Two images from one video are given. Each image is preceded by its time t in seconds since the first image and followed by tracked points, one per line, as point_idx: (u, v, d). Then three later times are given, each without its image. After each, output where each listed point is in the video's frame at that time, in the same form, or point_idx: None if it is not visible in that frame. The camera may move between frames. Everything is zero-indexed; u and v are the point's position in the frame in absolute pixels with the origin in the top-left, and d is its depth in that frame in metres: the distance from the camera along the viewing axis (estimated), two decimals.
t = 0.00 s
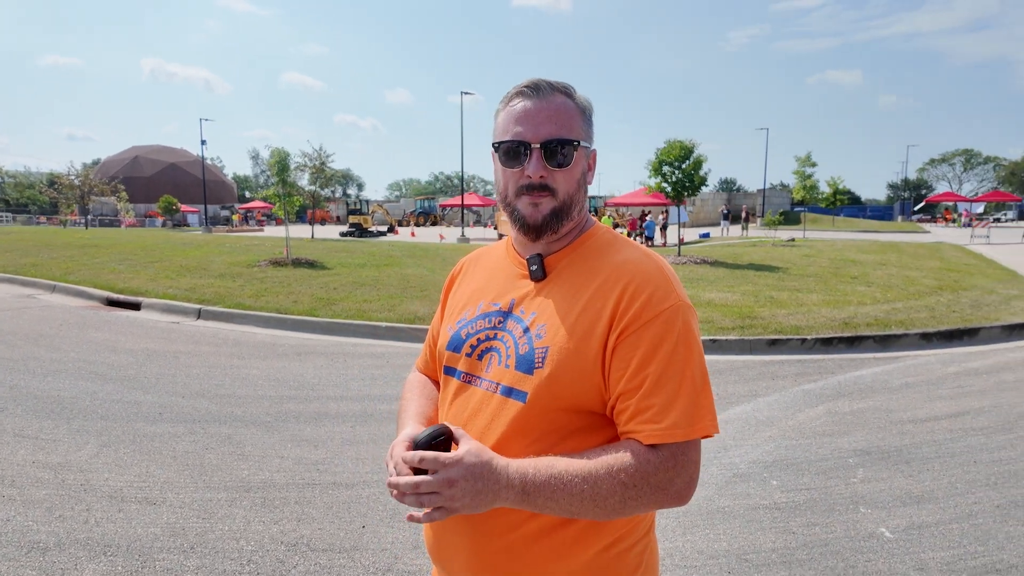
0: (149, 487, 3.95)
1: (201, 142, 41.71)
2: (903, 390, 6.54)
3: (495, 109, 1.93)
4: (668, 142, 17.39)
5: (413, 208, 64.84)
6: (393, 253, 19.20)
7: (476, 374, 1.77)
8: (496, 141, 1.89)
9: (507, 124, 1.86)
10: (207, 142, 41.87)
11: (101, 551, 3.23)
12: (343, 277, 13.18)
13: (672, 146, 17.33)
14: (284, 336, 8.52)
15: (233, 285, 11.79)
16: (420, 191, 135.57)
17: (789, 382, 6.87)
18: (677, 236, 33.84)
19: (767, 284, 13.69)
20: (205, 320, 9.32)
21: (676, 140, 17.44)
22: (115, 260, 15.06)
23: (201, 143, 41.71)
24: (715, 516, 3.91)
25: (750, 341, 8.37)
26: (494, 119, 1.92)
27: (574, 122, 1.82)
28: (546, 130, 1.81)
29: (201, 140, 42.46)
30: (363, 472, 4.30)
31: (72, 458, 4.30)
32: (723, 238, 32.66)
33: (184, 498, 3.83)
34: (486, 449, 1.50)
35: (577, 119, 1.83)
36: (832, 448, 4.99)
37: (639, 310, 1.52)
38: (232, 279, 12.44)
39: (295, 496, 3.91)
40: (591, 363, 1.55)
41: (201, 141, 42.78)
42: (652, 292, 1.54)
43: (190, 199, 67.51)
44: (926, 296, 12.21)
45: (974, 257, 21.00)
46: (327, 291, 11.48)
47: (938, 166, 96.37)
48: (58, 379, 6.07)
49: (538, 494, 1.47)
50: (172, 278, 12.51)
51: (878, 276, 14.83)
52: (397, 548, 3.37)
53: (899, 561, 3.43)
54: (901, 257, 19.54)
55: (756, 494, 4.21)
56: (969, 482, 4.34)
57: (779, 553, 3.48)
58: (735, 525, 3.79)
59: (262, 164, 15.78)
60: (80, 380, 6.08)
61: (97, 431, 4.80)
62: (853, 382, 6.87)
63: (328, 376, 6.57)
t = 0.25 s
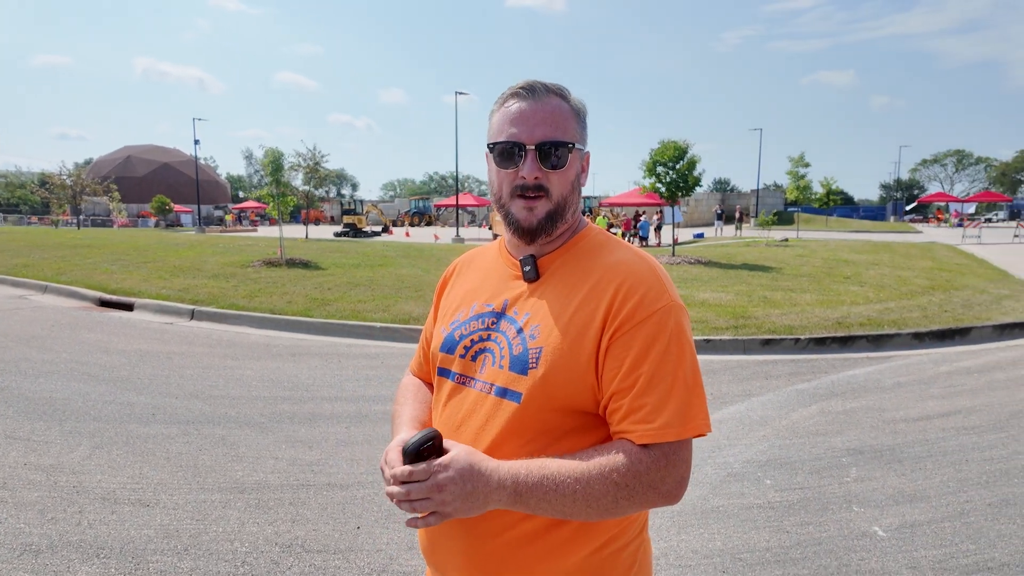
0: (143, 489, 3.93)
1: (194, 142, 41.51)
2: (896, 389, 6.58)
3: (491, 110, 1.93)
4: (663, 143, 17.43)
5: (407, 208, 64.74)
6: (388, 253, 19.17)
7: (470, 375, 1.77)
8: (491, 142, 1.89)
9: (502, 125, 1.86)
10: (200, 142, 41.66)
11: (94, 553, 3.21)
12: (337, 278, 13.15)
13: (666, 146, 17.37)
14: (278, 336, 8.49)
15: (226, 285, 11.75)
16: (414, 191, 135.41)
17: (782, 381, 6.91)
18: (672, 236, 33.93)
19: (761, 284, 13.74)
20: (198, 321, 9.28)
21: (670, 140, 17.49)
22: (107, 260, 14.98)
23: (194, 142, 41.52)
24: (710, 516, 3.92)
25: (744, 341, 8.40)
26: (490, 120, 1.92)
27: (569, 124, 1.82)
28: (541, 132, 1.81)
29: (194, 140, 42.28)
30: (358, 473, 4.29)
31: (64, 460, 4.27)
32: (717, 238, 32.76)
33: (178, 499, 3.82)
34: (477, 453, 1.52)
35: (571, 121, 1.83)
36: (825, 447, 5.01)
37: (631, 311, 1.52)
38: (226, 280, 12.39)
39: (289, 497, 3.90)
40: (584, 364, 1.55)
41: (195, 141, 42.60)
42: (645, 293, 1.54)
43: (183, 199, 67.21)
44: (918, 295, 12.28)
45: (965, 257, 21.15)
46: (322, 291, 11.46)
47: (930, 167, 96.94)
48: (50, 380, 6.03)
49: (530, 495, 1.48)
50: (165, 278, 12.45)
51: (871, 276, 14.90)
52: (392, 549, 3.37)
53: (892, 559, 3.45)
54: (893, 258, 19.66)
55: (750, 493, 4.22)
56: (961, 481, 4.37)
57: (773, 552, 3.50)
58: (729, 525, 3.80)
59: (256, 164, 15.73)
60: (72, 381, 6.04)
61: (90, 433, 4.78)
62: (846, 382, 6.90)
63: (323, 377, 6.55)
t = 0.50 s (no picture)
0: (139, 490, 3.91)
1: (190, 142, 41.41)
2: (892, 388, 6.60)
3: (494, 107, 1.93)
4: (659, 143, 17.45)
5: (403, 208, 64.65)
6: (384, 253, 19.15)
7: (465, 372, 1.77)
8: (492, 139, 1.89)
9: (503, 122, 1.86)
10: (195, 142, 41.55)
11: (90, 554, 3.20)
12: (333, 278, 13.13)
13: (662, 146, 17.40)
14: (274, 336, 8.47)
15: (222, 285, 11.72)
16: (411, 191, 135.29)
17: (779, 381, 6.92)
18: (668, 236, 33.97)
19: (757, 283, 13.76)
20: (194, 321, 9.25)
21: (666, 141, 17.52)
22: (102, 260, 14.93)
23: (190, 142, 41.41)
24: (707, 515, 3.92)
25: (741, 340, 8.41)
26: (492, 117, 1.92)
27: (571, 125, 1.83)
28: (543, 130, 1.81)
29: (189, 139, 42.12)
30: (354, 472, 4.29)
31: (60, 461, 4.25)
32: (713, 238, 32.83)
33: (174, 500, 3.80)
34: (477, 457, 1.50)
35: (573, 121, 1.83)
36: (821, 446, 5.02)
37: (629, 309, 1.52)
38: (221, 280, 12.36)
39: (286, 498, 3.89)
40: (581, 361, 1.55)
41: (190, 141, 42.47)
42: (642, 291, 1.54)
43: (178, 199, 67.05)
44: (913, 295, 12.32)
45: (960, 257, 21.24)
46: (318, 291, 11.44)
47: (925, 167, 97.33)
48: (44, 380, 6.00)
49: (530, 497, 1.47)
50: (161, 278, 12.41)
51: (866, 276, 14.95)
52: (389, 549, 3.37)
53: (889, 558, 3.46)
54: (889, 258, 19.72)
55: (747, 492, 4.22)
56: (957, 479, 4.38)
57: (770, 551, 3.50)
58: (727, 524, 3.81)
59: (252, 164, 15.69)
60: (66, 381, 6.01)
61: (85, 433, 4.76)
62: (842, 381, 6.92)
63: (320, 377, 6.54)
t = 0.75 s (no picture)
0: (137, 490, 3.91)
1: (188, 142, 41.37)
2: (890, 388, 6.61)
3: (494, 107, 1.93)
4: (657, 143, 17.46)
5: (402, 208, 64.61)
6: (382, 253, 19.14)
7: (461, 370, 1.77)
8: (491, 139, 1.89)
9: (502, 122, 1.86)
10: (193, 141, 41.51)
11: (88, 554, 3.19)
12: (332, 278, 13.12)
13: (661, 146, 17.41)
14: (273, 336, 8.46)
15: (220, 285, 11.71)
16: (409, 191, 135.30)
17: (777, 380, 6.93)
18: (667, 236, 33.99)
19: (755, 283, 13.78)
20: (193, 321, 9.24)
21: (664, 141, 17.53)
22: (100, 260, 14.91)
23: (188, 142, 41.37)
24: (706, 515, 3.93)
25: (739, 340, 8.42)
26: (491, 117, 1.92)
27: (570, 125, 1.82)
28: (543, 130, 1.80)
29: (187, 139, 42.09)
30: (353, 473, 4.28)
31: (58, 461, 4.24)
32: (711, 238, 32.87)
33: (173, 500, 3.79)
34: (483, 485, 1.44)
35: (572, 122, 1.83)
36: (820, 446, 5.03)
37: (625, 309, 1.52)
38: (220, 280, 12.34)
39: (285, 498, 3.88)
40: (577, 361, 1.55)
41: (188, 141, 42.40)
42: (639, 291, 1.54)
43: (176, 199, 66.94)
44: (912, 295, 12.35)
45: (958, 257, 21.27)
46: (317, 291, 11.43)
47: (923, 167, 97.53)
48: (42, 381, 5.98)
49: (529, 507, 1.45)
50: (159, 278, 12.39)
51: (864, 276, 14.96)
52: (388, 549, 3.37)
53: (887, 557, 3.46)
54: (887, 257, 19.77)
55: (746, 492, 4.23)
56: (955, 479, 4.39)
57: (769, 551, 3.51)
58: (725, 523, 3.81)
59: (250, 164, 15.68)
60: (64, 382, 6.00)
61: (83, 434, 4.75)
62: (840, 381, 6.93)
63: (318, 377, 6.54)
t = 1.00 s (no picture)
0: (137, 490, 3.90)
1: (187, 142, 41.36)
2: (890, 388, 6.61)
3: (488, 108, 1.94)
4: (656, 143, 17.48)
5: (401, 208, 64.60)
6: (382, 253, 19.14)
7: (462, 372, 1.77)
8: (485, 140, 1.90)
9: (496, 124, 1.87)
10: (193, 141, 41.48)
11: (88, 555, 3.19)
12: (331, 278, 13.12)
13: (659, 146, 17.42)
14: (272, 337, 8.46)
15: (219, 285, 11.71)
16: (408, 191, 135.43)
17: (777, 380, 6.93)
18: (666, 236, 34.01)
19: (754, 283, 13.79)
20: (192, 321, 9.24)
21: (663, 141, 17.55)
22: (99, 260, 14.91)
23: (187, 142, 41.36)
24: (705, 515, 3.93)
25: (738, 340, 8.43)
26: (486, 118, 1.92)
27: (564, 124, 1.81)
28: (534, 130, 1.80)
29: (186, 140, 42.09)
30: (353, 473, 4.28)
31: (58, 461, 4.24)
32: (710, 238, 32.88)
33: (173, 501, 3.80)
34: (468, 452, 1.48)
35: (567, 121, 1.82)
36: (819, 446, 5.03)
37: (624, 311, 1.52)
38: (219, 280, 12.34)
39: (285, 498, 3.88)
40: (577, 363, 1.55)
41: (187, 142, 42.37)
42: (639, 294, 1.54)
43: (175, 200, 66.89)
44: (911, 295, 12.36)
45: (956, 257, 21.30)
46: (316, 291, 11.44)
47: (921, 168, 97.66)
48: (41, 381, 5.98)
49: (521, 496, 1.46)
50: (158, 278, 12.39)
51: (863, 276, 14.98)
52: (388, 549, 3.37)
53: (887, 557, 3.46)
54: (886, 258, 19.80)
55: (746, 492, 4.23)
56: (954, 479, 4.39)
57: (768, 551, 3.51)
58: (725, 523, 3.82)
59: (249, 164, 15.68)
60: (64, 382, 5.99)
61: (83, 434, 4.74)
62: (839, 380, 6.94)
63: (318, 377, 6.54)
